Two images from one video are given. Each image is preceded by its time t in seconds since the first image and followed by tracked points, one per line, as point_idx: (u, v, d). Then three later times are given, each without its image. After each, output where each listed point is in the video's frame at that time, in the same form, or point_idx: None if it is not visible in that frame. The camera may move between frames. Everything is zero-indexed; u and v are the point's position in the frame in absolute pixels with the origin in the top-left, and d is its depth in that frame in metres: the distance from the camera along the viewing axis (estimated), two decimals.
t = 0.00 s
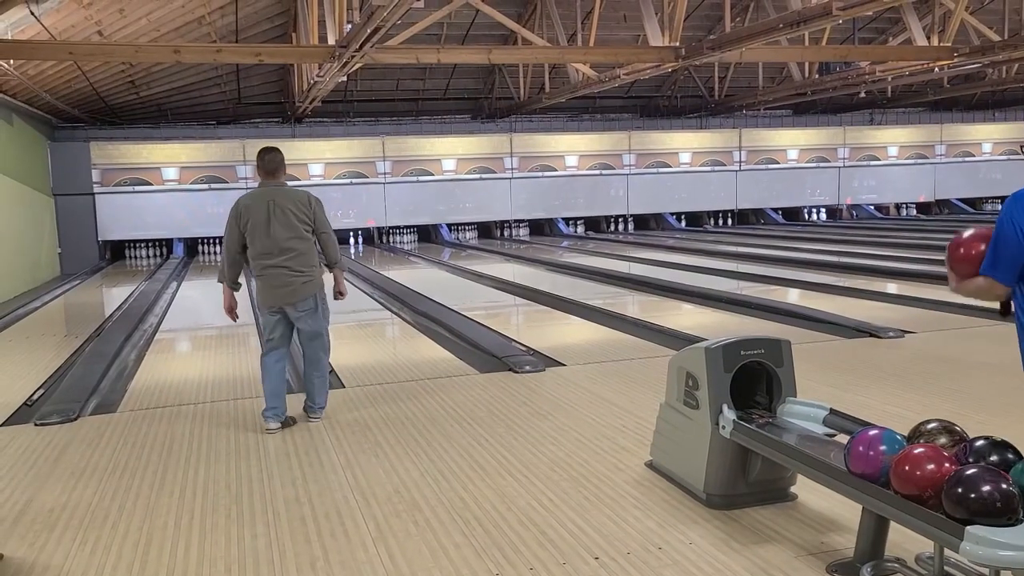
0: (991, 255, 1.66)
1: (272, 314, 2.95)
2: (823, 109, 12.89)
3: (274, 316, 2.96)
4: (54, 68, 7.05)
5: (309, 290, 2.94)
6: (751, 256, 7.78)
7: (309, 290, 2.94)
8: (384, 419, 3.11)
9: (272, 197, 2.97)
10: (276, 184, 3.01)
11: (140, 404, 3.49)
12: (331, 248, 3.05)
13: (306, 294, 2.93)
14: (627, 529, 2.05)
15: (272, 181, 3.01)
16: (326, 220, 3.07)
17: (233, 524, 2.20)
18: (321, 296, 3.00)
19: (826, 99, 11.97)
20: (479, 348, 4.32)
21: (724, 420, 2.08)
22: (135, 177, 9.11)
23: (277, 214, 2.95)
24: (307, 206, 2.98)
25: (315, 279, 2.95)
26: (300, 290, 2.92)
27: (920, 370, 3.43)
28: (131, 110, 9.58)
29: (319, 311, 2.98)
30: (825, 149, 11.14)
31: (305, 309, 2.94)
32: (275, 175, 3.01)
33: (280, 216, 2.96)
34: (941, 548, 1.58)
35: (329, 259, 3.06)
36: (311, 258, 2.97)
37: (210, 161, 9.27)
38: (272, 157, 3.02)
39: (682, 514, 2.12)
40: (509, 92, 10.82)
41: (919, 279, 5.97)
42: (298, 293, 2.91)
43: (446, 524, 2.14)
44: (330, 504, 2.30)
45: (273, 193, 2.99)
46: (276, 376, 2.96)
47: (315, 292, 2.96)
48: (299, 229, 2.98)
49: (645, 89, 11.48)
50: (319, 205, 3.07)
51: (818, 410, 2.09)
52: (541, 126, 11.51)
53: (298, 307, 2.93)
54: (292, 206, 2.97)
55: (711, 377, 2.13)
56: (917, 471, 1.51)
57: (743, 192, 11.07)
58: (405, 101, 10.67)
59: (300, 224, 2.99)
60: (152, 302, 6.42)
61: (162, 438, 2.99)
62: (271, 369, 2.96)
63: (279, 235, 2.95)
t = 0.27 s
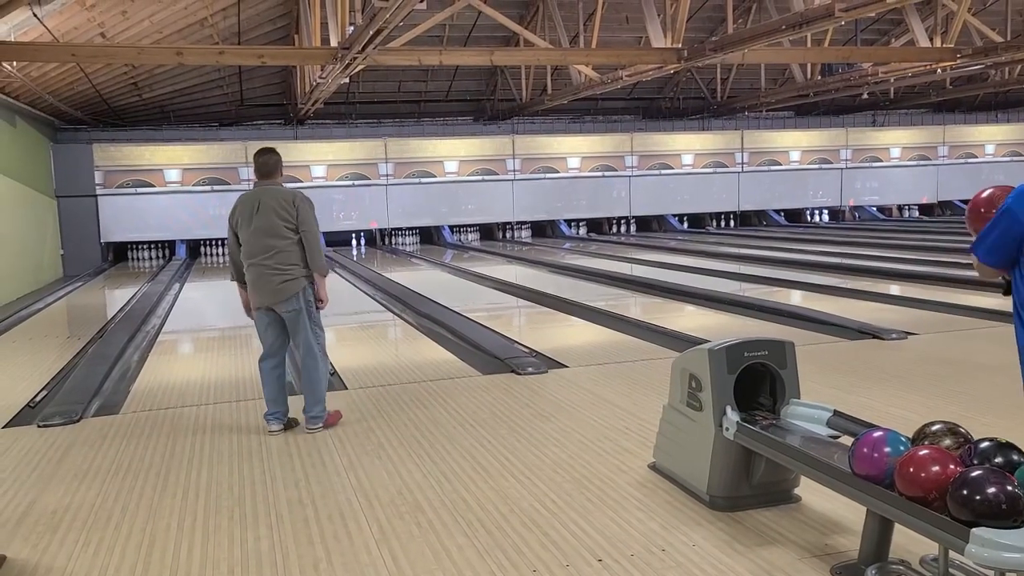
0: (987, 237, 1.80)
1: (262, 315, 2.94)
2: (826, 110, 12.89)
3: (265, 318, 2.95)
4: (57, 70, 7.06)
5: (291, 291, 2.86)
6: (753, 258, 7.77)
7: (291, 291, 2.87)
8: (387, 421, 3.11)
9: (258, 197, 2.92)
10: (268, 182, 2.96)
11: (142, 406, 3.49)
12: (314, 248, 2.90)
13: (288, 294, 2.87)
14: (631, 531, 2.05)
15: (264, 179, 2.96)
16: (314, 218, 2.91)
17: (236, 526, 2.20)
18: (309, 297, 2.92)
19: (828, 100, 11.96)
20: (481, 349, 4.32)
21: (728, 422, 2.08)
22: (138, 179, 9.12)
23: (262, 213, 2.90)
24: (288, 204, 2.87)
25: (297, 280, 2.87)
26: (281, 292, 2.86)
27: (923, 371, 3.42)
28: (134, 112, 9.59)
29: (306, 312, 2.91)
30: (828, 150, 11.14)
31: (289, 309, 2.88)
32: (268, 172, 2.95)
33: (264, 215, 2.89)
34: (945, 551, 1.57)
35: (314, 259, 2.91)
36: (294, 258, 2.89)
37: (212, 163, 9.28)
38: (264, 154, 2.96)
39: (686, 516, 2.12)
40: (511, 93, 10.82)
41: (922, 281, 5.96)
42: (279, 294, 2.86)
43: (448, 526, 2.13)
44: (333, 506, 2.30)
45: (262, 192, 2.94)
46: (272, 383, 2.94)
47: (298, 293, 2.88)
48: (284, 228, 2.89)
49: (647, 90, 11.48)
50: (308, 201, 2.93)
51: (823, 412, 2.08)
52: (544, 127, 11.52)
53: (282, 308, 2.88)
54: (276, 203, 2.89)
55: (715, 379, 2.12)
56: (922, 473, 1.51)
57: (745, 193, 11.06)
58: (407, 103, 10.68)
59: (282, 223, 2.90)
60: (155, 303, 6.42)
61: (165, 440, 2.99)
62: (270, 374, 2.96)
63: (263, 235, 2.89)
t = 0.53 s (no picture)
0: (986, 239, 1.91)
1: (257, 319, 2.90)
2: (827, 112, 12.88)
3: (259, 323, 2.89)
4: (59, 73, 7.07)
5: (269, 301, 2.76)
6: (755, 260, 7.77)
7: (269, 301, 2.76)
8: (388, 424, 3.11)
9: (252, 200, 2.81)
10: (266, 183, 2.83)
11: (144, 408, 3.49)
12: (291, 258, 2.71)
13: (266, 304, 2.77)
14: (633, 533, 2.05)
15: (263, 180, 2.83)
16: (296, 225, 2.70)
17: (237, 528, 2.19)
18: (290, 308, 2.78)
19: (830, 102, 11.95)
20: (483, 352, 4.31)
21: (731, 424, 2.08)
22: (140, 181, 9.13)
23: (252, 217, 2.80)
24: (267, 209, 2.72)
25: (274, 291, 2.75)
26: (261, 301, 2.78)
27: (925, 373, 3.42)
28: (136, 115, 9.61)
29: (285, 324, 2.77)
30: (830, 152, 11.14)
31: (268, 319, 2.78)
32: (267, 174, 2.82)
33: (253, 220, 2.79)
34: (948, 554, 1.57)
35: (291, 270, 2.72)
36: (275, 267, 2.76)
37: (215, 165, 9.30)
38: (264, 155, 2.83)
39: (688, 518, 2.12)
40: (513, 95, 10.83)
41: (924, 283, 5.96)
42: (260, 303, 2.78)
43: (450, 528, 2.13)
44: (334, 509, 2.30)
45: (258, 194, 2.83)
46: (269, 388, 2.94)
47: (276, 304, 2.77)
48: (269, 234, 2.76)
49: (649, 92, 11.48)
50: (293, 207, 2.72)
51: (825, 414, 2.08)
52: (545, 130, 11.52)
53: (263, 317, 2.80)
54: (262, 209, 2.76)
55: (717, 381, 2.12)
56: (925, 475, 1.50)
57: (747, 195, 11.05)
58: (408, 105, 10.69)
59: (268, 229, 2.76)
60: (157, 305, 6.43)
61: (167, 442, 2.99)
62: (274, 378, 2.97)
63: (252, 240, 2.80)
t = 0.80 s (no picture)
0: (961, 238, 1.92)
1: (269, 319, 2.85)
2: (829, 112, 12.88)
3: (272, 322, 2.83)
4: (61, 73, 7.08)
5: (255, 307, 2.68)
6: (757, 260, 7.76)
7: (255, 308, 2.69)
8: (390, 424, 3.11)
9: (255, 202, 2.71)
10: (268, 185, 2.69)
11: (146, 408, 3.50)
12: (262, 269, 2.56)
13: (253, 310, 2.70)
14: (634, 533, 2.05)
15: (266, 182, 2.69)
16: (266, 236, 2.53)
17: (239, 528, 2.20)
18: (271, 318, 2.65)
19: (831, 103, 11.94)
20: (485, 352, 4.31)
21: (732, 424, 2.07)
22: (142, 182, 9.13)
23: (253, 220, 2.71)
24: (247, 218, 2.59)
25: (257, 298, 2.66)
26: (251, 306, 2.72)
27: (927, 374, 3.41)
28: (138, 115, 9.61)
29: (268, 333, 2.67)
30: (831, 152, 11.13)
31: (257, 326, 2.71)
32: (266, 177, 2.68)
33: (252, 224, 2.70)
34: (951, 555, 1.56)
35: (263, 282, 2.57)
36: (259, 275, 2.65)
37: (216, 165, 9.31)
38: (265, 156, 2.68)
39: (690, 519, 2.12)
40: (514, 96, 10.83)
41: (926, 283, 5.95)
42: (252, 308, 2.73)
43: (451, 529, 2.13)
44: (337, 509, 2.30)
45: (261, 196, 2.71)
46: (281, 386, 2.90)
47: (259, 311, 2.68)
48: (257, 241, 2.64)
49: (650, 93, 11.49)
50: (268, 215, 2.55)
51: (827, 414, 2.08)
52: (547, 130, 11.52)
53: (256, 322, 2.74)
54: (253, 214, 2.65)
55: (718, 381, 2.12)
56: (927, 476, 1.50)
57: (748, 196, 11.05)
58: (410, 105, 10.70)
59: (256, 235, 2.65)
60: (158, 305, 6.43)
61: (169, 442, 2.99)
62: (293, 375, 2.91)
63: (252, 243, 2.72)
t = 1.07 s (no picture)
0: (920, 238, 1.93)
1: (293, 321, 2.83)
2: (831, 113, 12.87)
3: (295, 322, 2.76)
4: (63, 73, 7.09)
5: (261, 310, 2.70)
6: (759, 261, 7.76)
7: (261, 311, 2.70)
8: (392, 425, 3.11)
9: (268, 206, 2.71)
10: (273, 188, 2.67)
11: (147, 408, 3.50)
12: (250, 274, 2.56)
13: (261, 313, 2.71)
14: (635, 534, 2.05)
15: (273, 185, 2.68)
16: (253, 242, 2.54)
17: (241, 529, 2.20)
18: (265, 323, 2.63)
19: (833, 103, 11.94)
20: (486, 353, 4.31)
21: (734, 425, 2.07)
22: (144, 182, 9.14)
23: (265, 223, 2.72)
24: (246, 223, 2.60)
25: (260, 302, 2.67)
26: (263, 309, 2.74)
27: (929, 375, 3.41)
28: (139, 116, 9.62)
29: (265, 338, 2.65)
30: (833, 153, 11.12)
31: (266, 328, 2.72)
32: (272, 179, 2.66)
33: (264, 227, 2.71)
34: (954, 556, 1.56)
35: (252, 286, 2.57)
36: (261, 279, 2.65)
37: (218, 166, 9.32)
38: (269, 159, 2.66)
39: (691, 519, 2.11)
40: (516, 96, 10.83)
41: (928, 284, 5.94)
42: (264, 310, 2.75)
43: (452, 529, 2.13)
44: (339, 509, 2.30)
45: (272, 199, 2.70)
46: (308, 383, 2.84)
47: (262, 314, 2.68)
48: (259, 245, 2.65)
49: (652, 93, 11.49)
50: (255, 221, 2.55)
51: (828, 415, 2.08)
52: (549, 131, 11.52)
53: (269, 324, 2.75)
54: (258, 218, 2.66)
55: (719, 381, 2.12)
56: (928, 477, 1.50)
57: (750, 197, 11.05)
58: (411, 106, 10.70)
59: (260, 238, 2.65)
60: (160, 306, 6.44)
61: (171, 442, 3.00)
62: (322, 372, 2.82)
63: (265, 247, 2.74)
